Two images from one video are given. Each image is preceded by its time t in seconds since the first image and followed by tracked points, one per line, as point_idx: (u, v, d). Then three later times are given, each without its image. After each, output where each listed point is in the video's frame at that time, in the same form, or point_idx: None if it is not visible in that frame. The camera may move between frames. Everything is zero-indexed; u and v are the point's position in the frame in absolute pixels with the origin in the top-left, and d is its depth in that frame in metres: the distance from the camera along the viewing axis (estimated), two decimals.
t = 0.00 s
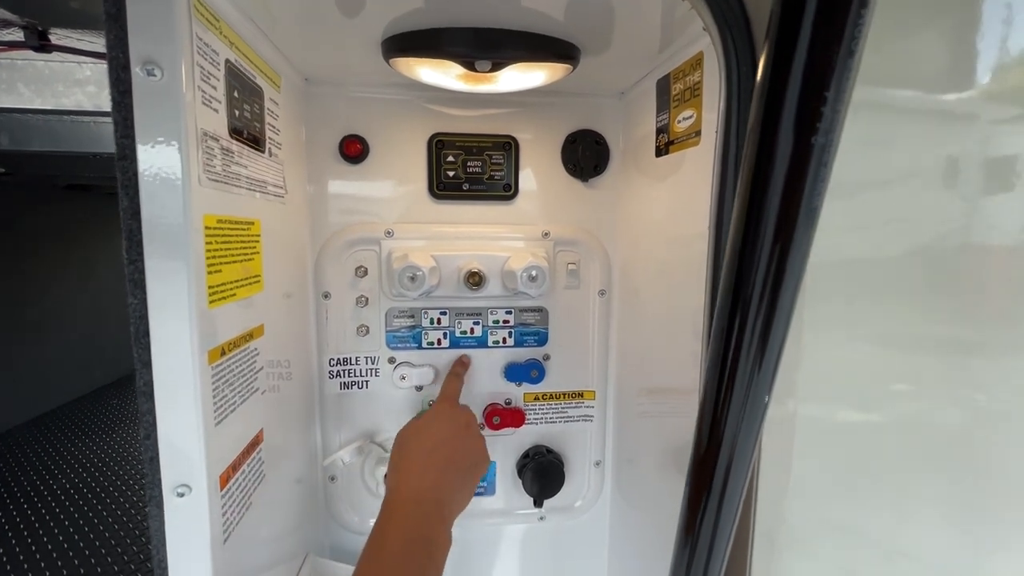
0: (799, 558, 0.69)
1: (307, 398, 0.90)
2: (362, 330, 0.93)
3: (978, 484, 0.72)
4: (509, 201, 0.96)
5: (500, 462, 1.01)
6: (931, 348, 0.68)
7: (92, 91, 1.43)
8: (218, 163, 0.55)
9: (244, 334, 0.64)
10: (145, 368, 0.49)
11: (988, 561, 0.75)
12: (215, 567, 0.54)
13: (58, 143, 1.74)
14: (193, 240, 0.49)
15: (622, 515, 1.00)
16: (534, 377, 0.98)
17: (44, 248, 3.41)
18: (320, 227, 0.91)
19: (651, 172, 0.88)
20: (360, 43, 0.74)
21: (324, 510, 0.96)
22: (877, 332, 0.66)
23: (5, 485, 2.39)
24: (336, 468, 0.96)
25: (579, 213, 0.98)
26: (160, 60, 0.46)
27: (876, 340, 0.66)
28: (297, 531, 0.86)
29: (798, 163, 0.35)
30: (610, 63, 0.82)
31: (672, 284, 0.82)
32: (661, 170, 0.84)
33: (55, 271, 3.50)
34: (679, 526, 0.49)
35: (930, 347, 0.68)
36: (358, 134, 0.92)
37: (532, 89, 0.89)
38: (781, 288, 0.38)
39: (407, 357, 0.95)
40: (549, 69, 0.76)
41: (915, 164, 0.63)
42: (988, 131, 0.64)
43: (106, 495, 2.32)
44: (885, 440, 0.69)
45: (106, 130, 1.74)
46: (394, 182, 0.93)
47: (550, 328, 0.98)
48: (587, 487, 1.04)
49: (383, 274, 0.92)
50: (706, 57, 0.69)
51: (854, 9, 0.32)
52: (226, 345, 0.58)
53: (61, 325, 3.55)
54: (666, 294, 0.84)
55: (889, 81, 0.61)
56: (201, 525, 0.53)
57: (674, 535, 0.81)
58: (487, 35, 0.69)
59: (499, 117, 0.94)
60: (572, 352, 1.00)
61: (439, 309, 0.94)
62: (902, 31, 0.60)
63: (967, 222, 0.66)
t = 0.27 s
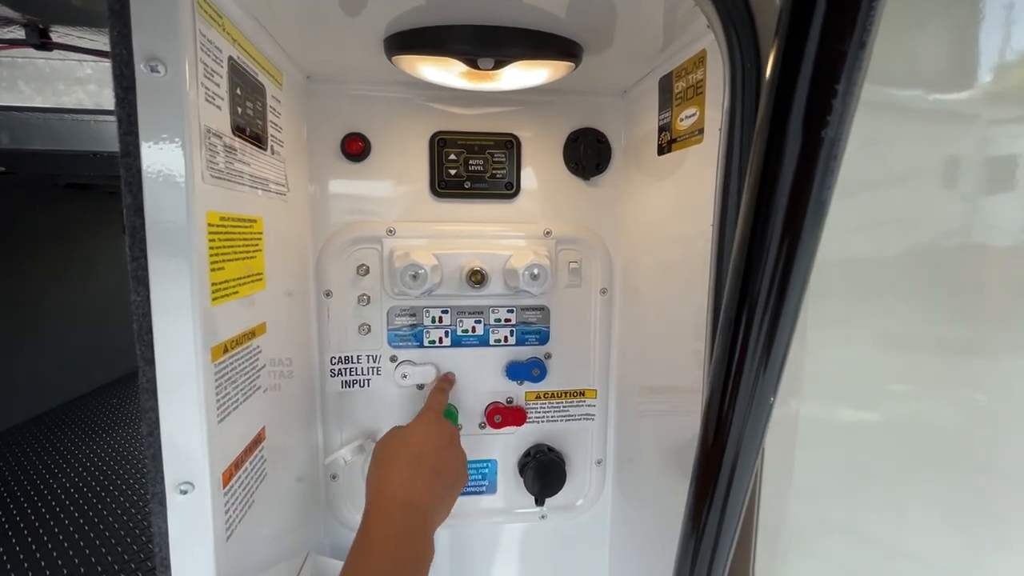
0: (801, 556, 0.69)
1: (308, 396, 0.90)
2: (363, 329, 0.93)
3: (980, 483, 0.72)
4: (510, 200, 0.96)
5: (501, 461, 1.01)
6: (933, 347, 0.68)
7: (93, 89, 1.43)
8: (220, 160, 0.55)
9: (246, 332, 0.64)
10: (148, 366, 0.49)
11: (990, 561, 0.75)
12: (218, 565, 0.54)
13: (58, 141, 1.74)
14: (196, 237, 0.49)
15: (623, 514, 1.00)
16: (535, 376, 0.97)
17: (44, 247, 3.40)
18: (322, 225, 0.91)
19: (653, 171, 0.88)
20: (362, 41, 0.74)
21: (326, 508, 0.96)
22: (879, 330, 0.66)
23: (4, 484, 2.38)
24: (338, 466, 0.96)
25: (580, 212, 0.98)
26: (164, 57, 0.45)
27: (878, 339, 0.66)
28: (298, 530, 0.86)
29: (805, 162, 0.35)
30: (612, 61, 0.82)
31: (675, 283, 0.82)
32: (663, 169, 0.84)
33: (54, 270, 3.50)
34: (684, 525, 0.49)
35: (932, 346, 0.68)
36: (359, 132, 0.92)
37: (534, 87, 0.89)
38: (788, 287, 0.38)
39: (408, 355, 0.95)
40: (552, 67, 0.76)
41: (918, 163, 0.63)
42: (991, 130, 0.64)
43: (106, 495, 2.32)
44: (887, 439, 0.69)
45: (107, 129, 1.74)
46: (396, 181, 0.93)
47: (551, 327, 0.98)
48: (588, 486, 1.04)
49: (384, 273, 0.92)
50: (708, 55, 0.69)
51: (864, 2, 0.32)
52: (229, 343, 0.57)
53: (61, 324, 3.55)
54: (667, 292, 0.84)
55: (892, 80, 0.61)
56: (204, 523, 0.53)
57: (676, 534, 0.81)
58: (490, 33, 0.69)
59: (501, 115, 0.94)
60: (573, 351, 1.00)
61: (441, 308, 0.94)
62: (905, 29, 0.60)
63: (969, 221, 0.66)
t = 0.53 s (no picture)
0: (799, 552, 0.69)
1: (310, 394, 0.91)
2: (365, 328, 0.94)
3: (977, 481, 0.73)
4: (511, 199, 0.96)
5: (502, 459, 1.02)
6: (930, 345, 0.69)
7: (95, 89, 1.44)
8: (225, 160, 0.56)
9: (250, 330, 0.64)
10: (154, 363, 0.50)
11: (986, 558, 0.76)
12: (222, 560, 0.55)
13: (61, 141, 1.74)
14: (201, 235, 0.50)
15: (622, 512, 1.01)
16: (535, 374, 0.98)
17: (44, 246, 3.41)
18: (324, 224, 0.92)
19: (653, 171, 0.88)
20: (364, 42, 0.74)
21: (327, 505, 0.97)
22: (876, 329, 0.66)
23: (5, 482, 2.39)
24: (340, 463, 0.96)
25: (580, 212, 0.99)
26: (170, 58, 0.46)
27: (876, 338, 0.67)
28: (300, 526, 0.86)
29: (800, 163, 0.36)
30: (613, 62, 0.83)
31: (674, 282, 0.82)
32: (663, 169, 0.85)
33: (55, 269, 3.50)
34: (683, 520, 0.49)
35: (929, 345, 0.69)
36: (361, 132, 0.92)
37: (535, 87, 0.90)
38: (783, 286, 0.39)
39: (409, 354, 0.96)
40: (552, 68, 0.76)
41: (915, 164, 0.64)
42: (987, 131, 0.64)
43: (107, 493, 2.32)
44: (885, 436, 0.69)
45: (109, 128, 1.75)
46: (398, 181, 0.94)
47: (552, 326, 0.99)
48: (588, 484, 1.05)
49: (386, 272, 0.93)
50: (708, 56, 0.70)
51: (859, 5, 0.32)
52: (233, 340, 0.58)
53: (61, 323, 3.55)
54: (666, 291, 0.85)
55: (890, 81, 0.62)
56: (207, 519, 0.53)
57: (675, 531, 0.82)
58: (491, 34, 0.70)
59: (502, 116, 0.95)
60: (573, 350, 1.01)
61: (442, 307, 0.95)
62: (902, 31, 0.61)
63: (966, 221, 0.66)
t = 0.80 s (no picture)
0: (796, 550, 0.70)
1: (311, 392, 0.92)
2: (366, 326, 0.94)
3: (974, 480, 0.73)
4: (512, 199, 0.97)
5: (502, 457, 1.02)
6: (928, 345, 0.69)
7: (97, 88, 1.44)
8: (228, 159, 0.56)
9: (252, 328, 0.65)
10: (157, 360, 0.50)
11: (984, 557, 0.76)
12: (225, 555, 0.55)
13: (61, 139, 1.75)
14: (204, 234, 0.50)
15: (622, 510, 1.01)
16: (535, 373, 0.98)
17: (45, 244, 3.41)
18: (325, 223, 0.92)
19: (653, 171, 0.89)
20: (366, 42, 0.75)
21: (328, 502, 0.97)
22: (874, 328, 0.67)
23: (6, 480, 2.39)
24: (341, 461, 0.97)
25: (580, 211, 0.99)
26: (175, 58, 0.47)
27: (873, 337, 0.67)
28: (301, 523, 0.87)
29: (796, 161, 0.36)
30: (613, 62, 0.83)
31: (673, 282, 0.83)
32: (663, 169, 0.85)
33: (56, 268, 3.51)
34: (681, 517, 0.50)
35: (927, 344, 0.69)
36: (362, 132, 0.93)
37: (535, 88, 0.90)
38: (778, 282, 0.39)
39: (410, 352, 0.96)
40: (553, 68, 0.77)
41: (913, 165, 0.64)
42: (984, 133, 0.65)
43: (107, 491, 2.32)
44: (882, 435, 0.70)
45: (110, 127, 1.76)
46: (399, 181, 0.94)
47: (552, 325, 1.00)
48: (588, 482, 1.06)
49: (387, 271, 0.93)
50: (707, 57, 0.70)
51: (852, 9, 0.33)
52: (235, 339, 0.59)
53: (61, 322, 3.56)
54: (666, 291, 0.85)
55: (887, 82, 0.62)
56: (210, 515, 0.54)
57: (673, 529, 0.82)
58: (492, 35, 0.70)
59: (503, 116, 0.95)
60: (573, 349, 1.01)
61: (442, 306, 0.95)
62: (899, 33, 0.61)
63: (963, 222, 0.67)
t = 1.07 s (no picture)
0: (797, 548, 0.70)
1: (314, 390, 0.92)
2: (369, 324, 0.95)
3: (975, 478, 0.73)
4: (514, 198, 0.97)
5: (503, 455, 1.03)
6: (929, 344, 0.69)
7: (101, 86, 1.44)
8: (234, 158, 0.57)
9: (257, 325, 0.65)
10: (164, 356, 0.50)
11: (984, 556, 0.76)
12: (230, 550, 0.56)
13: (65, 138, 1.75)
14: (211, 231, 0.51)
15: (623, 508, 1.02)
16: (537, 371, 0.99)
17: (47, 242, 3.42)
18: (328, 222, 0.93)
19: (655, 170, 0.89)
20: (370, 42, 0.75)
21: (330, 499, 0.98)
22: (875, 328, 0.67)
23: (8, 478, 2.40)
24: (343, 459, 0.97)
25: (582, 211, 1.00)
26: (182, 57, 0.47)
27: (874, 336, 0.67)
28: (304, 520, 0.87)
29: (800, 159, 0.36)
30: (615, 62, 0.84)
31: (675, 281, 0.83)
32: (665, 168, 0.86)
33: (58, 266, 3.51)
34: (683, 514, 0.50)
35: (927, 344, 0.69)
36: (366, 131, 0.93)
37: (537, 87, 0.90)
38: (782, 280, 0.40)
39: (412, 351, 0.97)
40: (556, 68, 0.77)
41: (914, 165, 0.65)
42: (985, 133, 0.65)
43: (110, 489, 2.33)
44: (883, 434, 0.70)
45: (113, 126, 1.76)
46: (402, 179, 0.94)
47: (554, 323, 1.00)
48: (589, 480, 1.06)
49: (390, 269, 0.94)
50: (710, 57, 0.70)
51: (856, 11, 0.33)
52: (240, 336, 0.59)
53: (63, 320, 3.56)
54: (667, 289, 0.86)
55: (889, 83, 0.62)
56: (217, 511, 0.54)
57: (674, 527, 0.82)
58: (495, 34, 0.70)
59: (505, 115, 0.95)
60: (575, 347, 1.02)
61: (445, 304, 0.96)
62: (900, 34, 0.62)
63: (964, 221, 0.67)
